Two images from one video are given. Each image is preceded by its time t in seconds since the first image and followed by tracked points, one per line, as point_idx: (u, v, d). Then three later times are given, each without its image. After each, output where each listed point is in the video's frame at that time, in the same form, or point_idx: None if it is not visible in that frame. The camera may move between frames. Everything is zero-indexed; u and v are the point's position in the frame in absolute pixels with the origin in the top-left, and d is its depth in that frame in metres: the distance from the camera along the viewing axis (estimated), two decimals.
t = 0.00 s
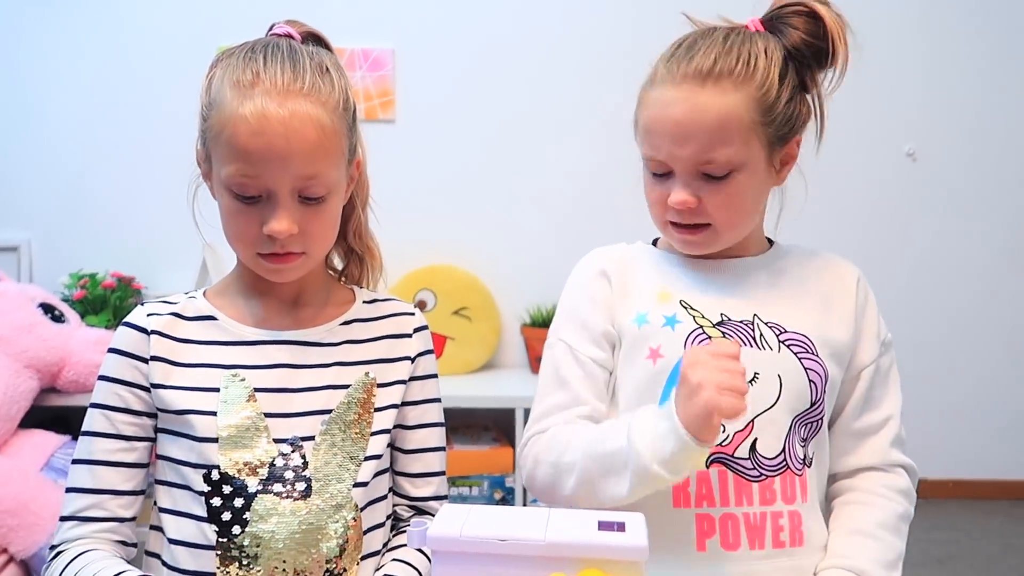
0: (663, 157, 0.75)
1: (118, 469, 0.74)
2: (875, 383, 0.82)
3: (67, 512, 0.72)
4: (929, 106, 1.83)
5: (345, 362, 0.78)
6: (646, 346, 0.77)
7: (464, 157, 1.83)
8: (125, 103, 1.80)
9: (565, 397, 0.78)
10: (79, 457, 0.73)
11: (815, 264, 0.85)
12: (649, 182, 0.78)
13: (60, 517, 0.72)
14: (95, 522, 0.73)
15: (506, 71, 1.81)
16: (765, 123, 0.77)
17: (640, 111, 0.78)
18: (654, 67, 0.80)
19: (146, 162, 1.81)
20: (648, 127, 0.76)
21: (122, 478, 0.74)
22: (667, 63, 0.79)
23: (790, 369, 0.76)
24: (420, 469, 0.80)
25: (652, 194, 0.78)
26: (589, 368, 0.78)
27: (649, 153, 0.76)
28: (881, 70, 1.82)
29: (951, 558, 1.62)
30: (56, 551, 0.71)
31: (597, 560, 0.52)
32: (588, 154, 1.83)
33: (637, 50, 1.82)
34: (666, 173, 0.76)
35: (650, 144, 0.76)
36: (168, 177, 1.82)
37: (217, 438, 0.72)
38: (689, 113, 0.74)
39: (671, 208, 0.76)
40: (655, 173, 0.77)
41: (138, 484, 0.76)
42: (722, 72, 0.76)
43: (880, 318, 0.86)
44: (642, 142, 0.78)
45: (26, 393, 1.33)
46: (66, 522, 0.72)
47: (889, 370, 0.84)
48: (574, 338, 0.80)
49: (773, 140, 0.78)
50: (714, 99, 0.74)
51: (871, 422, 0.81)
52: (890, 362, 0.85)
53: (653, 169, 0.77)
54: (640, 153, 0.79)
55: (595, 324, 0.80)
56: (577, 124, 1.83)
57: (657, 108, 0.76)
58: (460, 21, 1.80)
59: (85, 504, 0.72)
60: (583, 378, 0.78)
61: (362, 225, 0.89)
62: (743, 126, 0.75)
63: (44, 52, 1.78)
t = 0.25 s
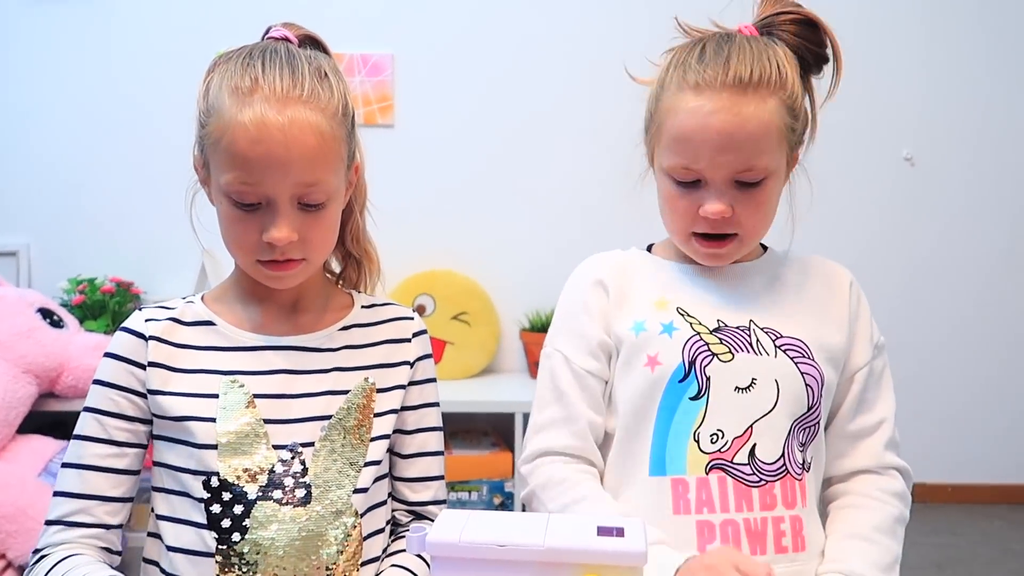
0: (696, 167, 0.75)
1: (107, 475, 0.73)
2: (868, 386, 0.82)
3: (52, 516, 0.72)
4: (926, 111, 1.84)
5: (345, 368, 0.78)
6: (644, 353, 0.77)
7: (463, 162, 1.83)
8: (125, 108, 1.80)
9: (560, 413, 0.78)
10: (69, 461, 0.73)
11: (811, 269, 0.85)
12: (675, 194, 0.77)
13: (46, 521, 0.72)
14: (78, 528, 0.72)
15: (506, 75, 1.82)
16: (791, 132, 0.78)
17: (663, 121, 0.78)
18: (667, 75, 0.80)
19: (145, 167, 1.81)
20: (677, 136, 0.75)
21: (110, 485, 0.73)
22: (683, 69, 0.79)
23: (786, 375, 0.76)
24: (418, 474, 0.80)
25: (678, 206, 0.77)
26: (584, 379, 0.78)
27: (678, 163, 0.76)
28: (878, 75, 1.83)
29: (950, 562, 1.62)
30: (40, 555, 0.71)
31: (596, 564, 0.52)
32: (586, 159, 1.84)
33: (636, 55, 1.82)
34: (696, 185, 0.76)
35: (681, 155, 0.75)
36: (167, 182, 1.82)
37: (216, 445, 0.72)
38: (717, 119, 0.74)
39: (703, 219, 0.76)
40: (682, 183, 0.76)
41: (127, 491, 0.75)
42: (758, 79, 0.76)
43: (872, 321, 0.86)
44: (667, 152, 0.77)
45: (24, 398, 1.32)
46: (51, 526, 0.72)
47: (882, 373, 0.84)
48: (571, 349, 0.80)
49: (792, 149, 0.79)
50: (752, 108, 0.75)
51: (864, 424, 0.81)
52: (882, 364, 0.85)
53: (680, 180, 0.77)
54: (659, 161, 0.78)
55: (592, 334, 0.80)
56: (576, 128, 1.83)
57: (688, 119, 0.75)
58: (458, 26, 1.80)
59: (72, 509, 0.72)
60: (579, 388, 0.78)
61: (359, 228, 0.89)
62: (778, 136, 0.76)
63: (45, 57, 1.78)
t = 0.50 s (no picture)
0: (715, 174, 0.75)
1: (101, 481, 0.73)
2: (867, 393, 0.82)
3: (42, 520, 0.71)
4: (925, 119, 1.84)
5: (346, 376, 0.78)
6: (643, 364, 0.77)
7: (463, 170, 1.84)
8: (126, 116, 1.80)
9: (558, 424, 0.78)
10: (63, 465, 0.72)
11: (811, 277, 0.85)
12: (688, 200, 0.77)
13: (35, 525, 0.71)
14: (68, 533, 0.71)
15: (505, 84, 1.82)
16: (802, 140, 0.79)
17: (677, 128, 0.77)
18: (679, 81, 0.80)
19: (145, 175, 1.81)
20: (695, 141, 0.75)
21: (103, 491, 0.73)
22: (695, 77, 0.79)
23: (786, 384, 0.76)
24: (420, 482, 0.79)
25: (692, 212, 0.77)
26: (582, 391, 0.78)
27: (695, 168, 0.76)
28: (877, 83, 1.83)
29: (952, 571, 1.61)
30: (26, 559, 0.70)
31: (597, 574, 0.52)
32: (586, 167, 1.84)
33: (635, 63, 1.82)
34: (712, 191, 0.76)
35: (699, 161, 0.75)
36: (168, 189, 1.82)
37: (217, 453, 0.71)
38: (729, 127, 0.74)
39: (716, 226, 0.76)
40: (696, 189, 0.76)
41: (120, 498, 0.74)
42: (773, 88, 0.76)
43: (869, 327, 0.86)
44: (682, 157, 0.77)
45: (23, 406, 1.32)
46: (40, 530, 0.71)
47: (880, 380, 0.84)
48: (570, 359, 0.80)
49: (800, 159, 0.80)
50: (772, 117, 0.75)
51: (863, 431, 0.81)
52: (880, 370, 0.85)
53: (694, 186, 0.76)
54: (672, 166, 0.78)
55: (590, 344, 0.80)
56: (576, 136, 1.83)
57: (707, 125, 0.75)
58: (458, 34, 1.81)
59: (61, 515, 0.71)
60: (578, 400, 0.78)
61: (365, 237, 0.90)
62: (793, 146, 0.77)
63: (47, 65, 1.79)
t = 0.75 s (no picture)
0: (725, 181, 0.75)
1: (99, 485, 0.73)
2: (866, 398, 0.82)
3: (39, 521, 0.71)
4: (925, 125, 1.85)
5: (348, 382, 0.78)
6: (642, 372, 0.77)
7: (464, 175, 1.84)
8: (128, 122, 1.81)
9: (558, 433, 0.79)
10: (62, 467, 0.72)
11: (810, 283, 0.85)
12: (695, 207, 0.77)
13: (31, 527, 0.71)
14: (65, 535, 0.71)
15: (506, 89, 1.83)
16: (806, 149, 0.79)
17: (685, 134, 0.78)
18: (686, 87, 0.80)
19: (146, 180, 1.82)
20: (706, 148, 0.75)
21: (101, 495, 0.73)
22: (701, 83, 0.79)
23: (785, 392, 0.76)
24: (421, 488, 0.80)
25: (699, 218, 0.77)
26: (582, 399, 0.79)
27: (702, 175, 0.76)
28: (877, 88, 1.84)
29: None
30: (21, 561, 0.70)
31: None
32: (587, 172, 1.84)
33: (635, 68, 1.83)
34: (720, 198, 0.76)
35: (709, 167, 0.75)
36: (169, 195, 1.82)
37: (218, 459, 0.71)
38: (736, 135, 0.74)
39: (723, 233, 0.77)
40: (703, 196, 0.77)
41: (117, 502, 0.74)
42: (780, 96, 0.77)
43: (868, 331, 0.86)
44: (690, 164, 0.77)
45: (24, 412, 1.32)
46: (36, 532, 0.71)
47: (879, 385, 0.84)
48: (568, 367, 0.80)
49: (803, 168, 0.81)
50: (784, 125, 0.75)
51: (863, 436, 0.81)
52: (879, 375, 0.85)
53: (702, 192, 0.77)
54: (679, 171, 0.78)
55: (589, 353, 0.80)
56: (577, 141, 1.84)
57: (715, 132, 0.75)
58: (458, 39, 1.82)
59: (57, 517, 0.71)
60: (577, 408, 0.78)
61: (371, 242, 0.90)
62: (799, 155, 0.77)
63: (49, 71, 1.79)
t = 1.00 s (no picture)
0: (727, 188, 0.75)
1: (98, 489, 0.73)
2: (867, 404, 0.82)
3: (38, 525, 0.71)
4: (924, 131, 1.85)
5: (349, 387, 0.78)
6: (641, 379, 0.77)
7: (464, 181, 1.84)
8: (128, 128, 1.81)
9: (558, 441, 0.79)
10: (61, 471, 0.72)
11: (810, 289, 0.85)
12: (696, 213, 0.78)
13: (29, 531, 0.71)
14: (63, 539, 0.71)
15: (506, 95, 1.83)
16: (808, 156, 0.79)
17: (687, 141, 0.78)
18: (689, 92, 0.80)
19: (147, 186, 1.82)
20: (708, 155, 0.76)
21: (100, 499, 0.73)
22: (704, 89, 0.79)
23: (784, 399, 0.76)
24: (421, 493, 0.80)
25: (699, 225, 0.78)
26: (580, 406, 0.79)
27: (703, 182, 0.76)
28: (876, 95, 1.84)
29: None
30: (19, 566, 0.69)
31: None
32: (587, 178, 1.85)
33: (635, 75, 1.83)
34: (721, 206, 0.76)
35: (710, 175, 0.75)
36: (169, 200, 1.83)
37: (218, 464, 0.71)
38: (741, 141, 0.74)
39: (724, 240, 0.77)
40: (704, 203, 0.77)
41: (116, 506, 0.74)
42: (784, 102, 0.77)
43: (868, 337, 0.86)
44: (692, 171, 0.77)
45: (24, 417, 1.32)
46: (34, 536, 0.71)
47: (879, 390, 0.84)
48: (567, 374, 0.80)
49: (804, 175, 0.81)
50: (787, 133, 0.76)
51: (864, 442, 0.81)
52: (880, 380, 0.85)
53: (703, 199, 0.77)
54: (680, 177, 0.78)
55: (588, 359, 0.80)
56: (577, 147, 1.84)
57: (716, 139, 0.75)
58: (458, 46, 1.82)
59: (56, 521, 0.71)
60: (576, 416, 0.78)
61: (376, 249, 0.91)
62: (801, 162, 0.77)
63: (50, 77, 1.80)
